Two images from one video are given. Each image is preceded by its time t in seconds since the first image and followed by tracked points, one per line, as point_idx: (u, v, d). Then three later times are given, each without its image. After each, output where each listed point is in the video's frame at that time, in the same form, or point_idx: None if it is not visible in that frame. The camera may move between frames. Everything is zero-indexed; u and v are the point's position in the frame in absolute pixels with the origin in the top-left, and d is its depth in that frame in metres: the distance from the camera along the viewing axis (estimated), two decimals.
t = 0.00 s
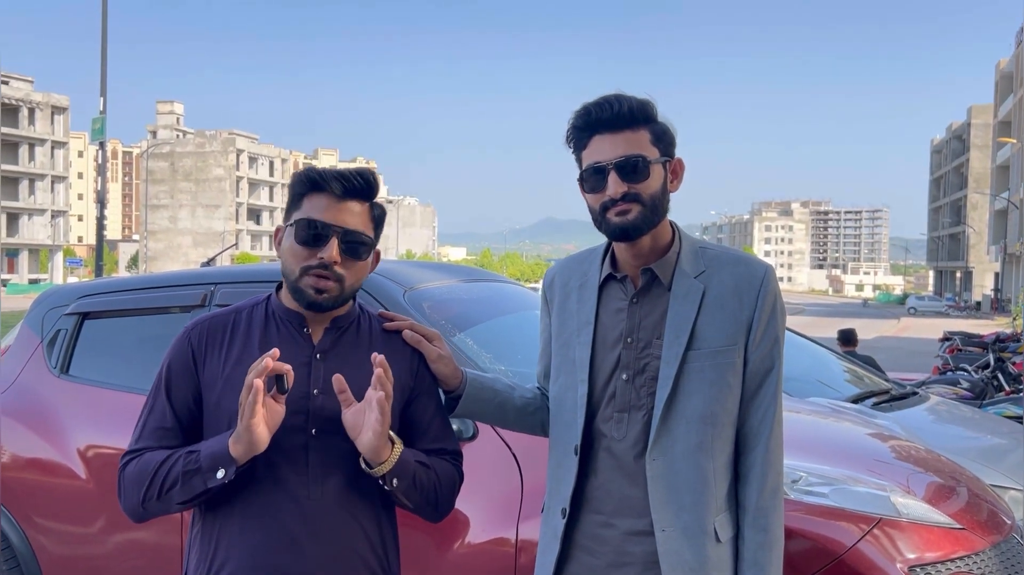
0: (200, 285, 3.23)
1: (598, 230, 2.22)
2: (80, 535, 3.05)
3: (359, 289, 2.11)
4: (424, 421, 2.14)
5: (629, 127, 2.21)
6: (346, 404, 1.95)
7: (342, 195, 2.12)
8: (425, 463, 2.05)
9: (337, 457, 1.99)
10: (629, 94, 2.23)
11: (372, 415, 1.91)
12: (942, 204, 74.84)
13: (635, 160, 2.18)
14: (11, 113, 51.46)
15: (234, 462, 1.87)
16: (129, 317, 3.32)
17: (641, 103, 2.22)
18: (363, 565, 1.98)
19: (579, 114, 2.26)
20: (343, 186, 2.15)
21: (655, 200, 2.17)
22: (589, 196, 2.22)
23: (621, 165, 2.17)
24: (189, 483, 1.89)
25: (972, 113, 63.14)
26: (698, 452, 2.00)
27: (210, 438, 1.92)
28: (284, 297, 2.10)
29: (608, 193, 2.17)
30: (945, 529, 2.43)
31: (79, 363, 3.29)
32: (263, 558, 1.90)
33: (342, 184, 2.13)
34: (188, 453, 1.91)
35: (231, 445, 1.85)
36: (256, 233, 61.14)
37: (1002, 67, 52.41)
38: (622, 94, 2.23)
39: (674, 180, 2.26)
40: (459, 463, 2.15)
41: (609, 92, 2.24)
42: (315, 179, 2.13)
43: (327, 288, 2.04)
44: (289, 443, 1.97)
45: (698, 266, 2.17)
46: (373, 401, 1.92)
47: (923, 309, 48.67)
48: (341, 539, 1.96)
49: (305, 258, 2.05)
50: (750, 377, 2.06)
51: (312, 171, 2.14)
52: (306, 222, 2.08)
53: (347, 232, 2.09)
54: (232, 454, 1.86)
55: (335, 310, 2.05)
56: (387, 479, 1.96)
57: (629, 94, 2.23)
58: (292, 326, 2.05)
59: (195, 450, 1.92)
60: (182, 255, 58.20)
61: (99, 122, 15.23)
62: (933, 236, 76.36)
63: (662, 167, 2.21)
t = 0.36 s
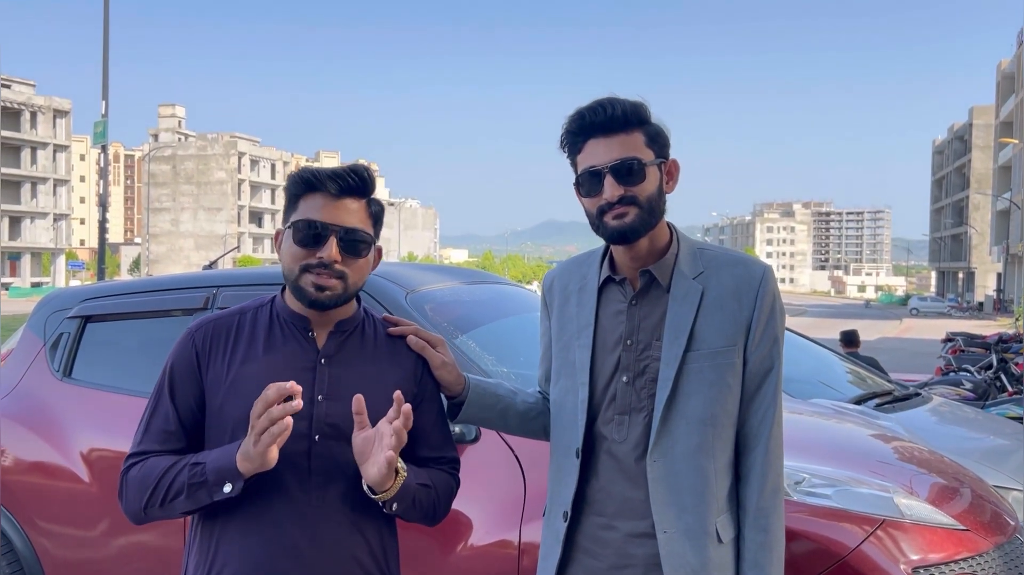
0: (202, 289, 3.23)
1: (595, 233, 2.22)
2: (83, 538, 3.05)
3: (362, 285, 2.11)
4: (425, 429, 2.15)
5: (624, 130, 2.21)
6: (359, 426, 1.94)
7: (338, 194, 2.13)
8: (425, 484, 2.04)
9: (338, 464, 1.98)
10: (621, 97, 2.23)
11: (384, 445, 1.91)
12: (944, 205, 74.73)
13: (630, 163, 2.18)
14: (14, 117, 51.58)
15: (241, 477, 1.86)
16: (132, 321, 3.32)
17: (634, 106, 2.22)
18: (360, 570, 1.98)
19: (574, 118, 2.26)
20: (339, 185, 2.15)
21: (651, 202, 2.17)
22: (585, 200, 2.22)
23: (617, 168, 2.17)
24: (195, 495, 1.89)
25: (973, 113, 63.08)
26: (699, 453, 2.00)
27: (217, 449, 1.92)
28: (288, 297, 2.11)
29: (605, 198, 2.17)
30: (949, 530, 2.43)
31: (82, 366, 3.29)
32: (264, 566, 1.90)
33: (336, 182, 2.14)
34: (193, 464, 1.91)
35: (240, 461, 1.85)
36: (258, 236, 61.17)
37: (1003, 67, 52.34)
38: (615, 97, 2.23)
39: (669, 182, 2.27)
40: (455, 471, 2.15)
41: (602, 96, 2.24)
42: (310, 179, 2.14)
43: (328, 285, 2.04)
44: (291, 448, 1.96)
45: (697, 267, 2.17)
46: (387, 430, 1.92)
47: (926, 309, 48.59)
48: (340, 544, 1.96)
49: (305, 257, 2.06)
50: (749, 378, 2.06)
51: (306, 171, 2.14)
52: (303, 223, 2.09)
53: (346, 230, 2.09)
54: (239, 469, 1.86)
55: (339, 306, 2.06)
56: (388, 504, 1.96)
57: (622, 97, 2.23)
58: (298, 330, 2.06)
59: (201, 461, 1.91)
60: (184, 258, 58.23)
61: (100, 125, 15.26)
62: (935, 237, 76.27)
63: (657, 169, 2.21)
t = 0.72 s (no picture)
0: (204, 291, 3.24)
1: (595, 236, 2.23)
2: (84, 541, 3.05)
3: (362, 278, 2.12)
4: (426, 431, 2.15)
5: (620, 131, 2.21)
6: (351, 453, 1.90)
7: (325, 189, 2.13)
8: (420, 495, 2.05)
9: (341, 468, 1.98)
10: (618, 99, 2.23)
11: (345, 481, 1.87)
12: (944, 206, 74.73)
13: (628, 164, 2.18)
14: (14, 119, 51.63)
15: (261, 514, 1.88)
16: (134, 323, 3.32)
17: (631, 107, 2.22)
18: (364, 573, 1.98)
19: (571, 121, 2.27)
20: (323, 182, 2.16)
21: (650, 203, 2.17)
22: (583, 202, 2.22)
23: (615, 169, 2.17)
24: (213, 526, 1.90)
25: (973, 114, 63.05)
26: (701, 454, 2.00)
27: (231, 478, 1.91)
28: (289, 298, 2.11)
29: (603, 200, 2.18)
30: (952, 530, 2.43)
31: (84, 369, 3.29)
32: None
33: (320, 178, 2.14)
34: (209, 492, 1.91)
35: (264, 503, 1.86)
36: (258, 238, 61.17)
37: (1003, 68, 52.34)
38: (611, 99, 2.23)
39: (668, 182, 2.27)
40: (455, 474, 2.16)
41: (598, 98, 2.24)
42: (295, 181, 2.14)
43: (328, 282, 2.05)
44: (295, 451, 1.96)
45: (697, 268, 2.17)
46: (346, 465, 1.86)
47: (927, 310, 48.55)
48: (342, 547, 1.96)
49: (300, 257, 2.06)
50: (750, 378, 2.06)
51: (287, 174, 2.14)
52: (292, 225, 2.09)
53: (336, 224, 2.10)
54: (261, 508, 1.87)
55: (342, 302, 2.06)
56: (378, 516, 1.98)
57: (619, 99, 2.23)
58: (300, 331, 2.06)
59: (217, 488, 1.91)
60: (184, 260, 58.22)
61: (100, 128, 15.27)
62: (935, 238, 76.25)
63: (655, 169, 2.21)
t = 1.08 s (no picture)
0: (204, 292, 3.24)
1: (593, 236, 2.23)
2: (85, 542, 3.05)
3: (357, 275, 2.12)
4: (428, 430, 2.15)
5: (617, 132, 2.21)
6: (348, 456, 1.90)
7: (314, 189, 2.13)
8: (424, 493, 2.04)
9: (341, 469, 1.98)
10: (615, 100, 2.23)
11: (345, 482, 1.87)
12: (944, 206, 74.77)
13: (624, 165, 2.18)
14: (14, 122, 51.63)
15: (255, 518, 1.88)
16: (134, 325, 3.32)
17: (627, 107, 2.22)
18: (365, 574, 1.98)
19: (568, 122, 2.26)
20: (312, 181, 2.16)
21: (648, 203, 2.17)
22: (581, 202, 2.22)
23: (612, 170, 2.17)
24: (208, 529, 1.91)
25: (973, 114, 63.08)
26: (701, 454, 2.00)
27: (226, 481, 1.91)
28: (286, 299, 2.11)
29: (600, 201, 2.18)
30: (953, 530, 2.43)
31: (84, 371, 3.29)
32: None
33: (309, 179, 2.14)
34: (203, 495, 1.90)
35: (257, 507, 1.86)
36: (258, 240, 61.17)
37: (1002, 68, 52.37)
38: (607, 100, 2.23)
39: (666, 182, 2.27)
40: (457, 472, 2.16)
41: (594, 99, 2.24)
42: (284, 183, 2.14)
43: (321, 280, 2.05)
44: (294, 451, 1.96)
45: (697, 268, 2.16)
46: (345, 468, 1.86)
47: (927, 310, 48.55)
48: (344, 545, 1.96)
49: (292, 258, 2.07)
50: (751, 378, 2.06)
51: (276, 176, 2.14)
52: (285, 226, 2.09)
53: (327, 223, 2.10)
54: (254, 512, 1.87)
55: (338, 300, 2.06)
56: (380, 517, 1.98)
57: (615, 99, 2.23)
58: (299, 331, 2.06)
59: (211, 490, 1.91)
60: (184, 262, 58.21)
61: (100, 130, 15.27)
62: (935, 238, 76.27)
63: (652, 169, 2.21)
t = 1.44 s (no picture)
0: (204, 293, 3.24)
1: (593, 236, 2.24)
2: (86, 543, 3.05)
3: (359, 274, 2.12)
4: (432, 427, 2.16)
5: (617, 132, 2.21)
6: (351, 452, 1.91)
7: (315, 188, 2.14)
8: (428, 489, 2.05)
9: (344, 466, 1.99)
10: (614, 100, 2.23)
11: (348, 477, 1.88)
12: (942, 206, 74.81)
13: (624, 165, 2.18)
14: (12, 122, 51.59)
15: (258, 513, 1.89)
16: (134, 325, 3.32)
17: (627, 108, 2.22)
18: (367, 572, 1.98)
19: (568, 123, 2.27)
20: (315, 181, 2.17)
21: (647, 203, 2.18)
22: (581, 202, 2.23)
23: (612, 170, 2.18)
24: (211, 523, 1.91)
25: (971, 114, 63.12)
26: (702, 453, 2.00)
27: (229, 476, 1.92)
28: (289, 297, 2.12)
29: (600, 201, 2.18)
30: (953, 529, 2.43)
31: (85, 371, 3.29)
32: None
33: (312, 178, 2.15)
34: (207, 489, 1.91)
35: (260, 502, 1.87)
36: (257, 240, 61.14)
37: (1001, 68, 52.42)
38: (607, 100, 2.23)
39: (666, 182, 2.27)
40: (461, 469, 2.17)
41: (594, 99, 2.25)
42: (287, 182, 2.14)
43: (323, 277, 2.06)
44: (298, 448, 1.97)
45: (697, 267, 2.17)
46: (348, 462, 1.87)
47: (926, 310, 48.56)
48: (348, 541, 1.96)
49: (295, 256, 2.07)
50: (751, 377, 2.07)
51: (279, 175, 2.15)
52: (287, 225, 2.10)
53: (330, 221, 2.11)
54: (257, 507, 1.88)
55: (339, 299, 2.07)
56: (384, 513, 1.99)
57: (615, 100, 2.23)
58: (302, 329, 2.06)
59: (214, 486, 1.92)
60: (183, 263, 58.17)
61: (99, 131, 15.26)
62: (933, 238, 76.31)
63: (652, 169, 2.21)
